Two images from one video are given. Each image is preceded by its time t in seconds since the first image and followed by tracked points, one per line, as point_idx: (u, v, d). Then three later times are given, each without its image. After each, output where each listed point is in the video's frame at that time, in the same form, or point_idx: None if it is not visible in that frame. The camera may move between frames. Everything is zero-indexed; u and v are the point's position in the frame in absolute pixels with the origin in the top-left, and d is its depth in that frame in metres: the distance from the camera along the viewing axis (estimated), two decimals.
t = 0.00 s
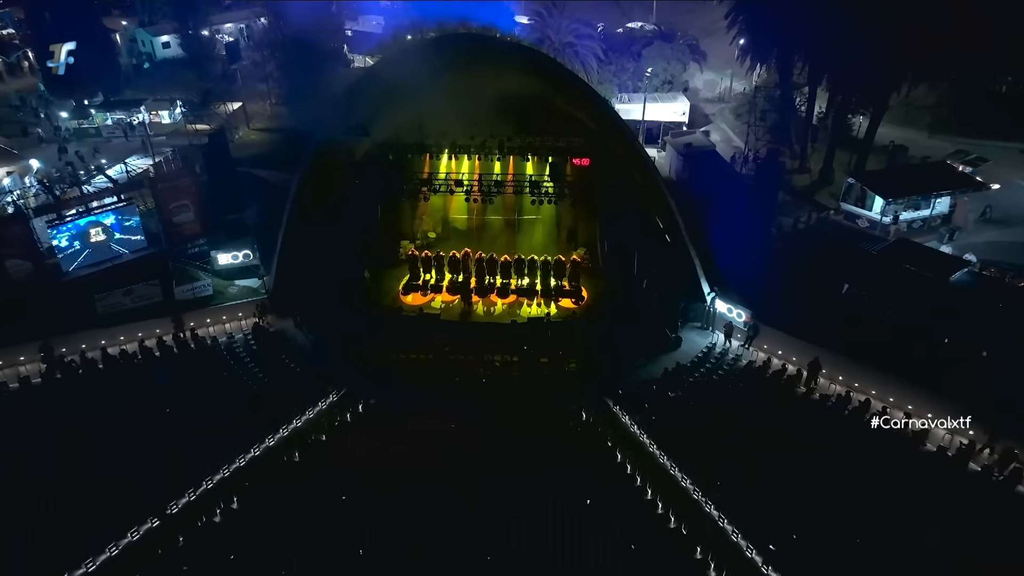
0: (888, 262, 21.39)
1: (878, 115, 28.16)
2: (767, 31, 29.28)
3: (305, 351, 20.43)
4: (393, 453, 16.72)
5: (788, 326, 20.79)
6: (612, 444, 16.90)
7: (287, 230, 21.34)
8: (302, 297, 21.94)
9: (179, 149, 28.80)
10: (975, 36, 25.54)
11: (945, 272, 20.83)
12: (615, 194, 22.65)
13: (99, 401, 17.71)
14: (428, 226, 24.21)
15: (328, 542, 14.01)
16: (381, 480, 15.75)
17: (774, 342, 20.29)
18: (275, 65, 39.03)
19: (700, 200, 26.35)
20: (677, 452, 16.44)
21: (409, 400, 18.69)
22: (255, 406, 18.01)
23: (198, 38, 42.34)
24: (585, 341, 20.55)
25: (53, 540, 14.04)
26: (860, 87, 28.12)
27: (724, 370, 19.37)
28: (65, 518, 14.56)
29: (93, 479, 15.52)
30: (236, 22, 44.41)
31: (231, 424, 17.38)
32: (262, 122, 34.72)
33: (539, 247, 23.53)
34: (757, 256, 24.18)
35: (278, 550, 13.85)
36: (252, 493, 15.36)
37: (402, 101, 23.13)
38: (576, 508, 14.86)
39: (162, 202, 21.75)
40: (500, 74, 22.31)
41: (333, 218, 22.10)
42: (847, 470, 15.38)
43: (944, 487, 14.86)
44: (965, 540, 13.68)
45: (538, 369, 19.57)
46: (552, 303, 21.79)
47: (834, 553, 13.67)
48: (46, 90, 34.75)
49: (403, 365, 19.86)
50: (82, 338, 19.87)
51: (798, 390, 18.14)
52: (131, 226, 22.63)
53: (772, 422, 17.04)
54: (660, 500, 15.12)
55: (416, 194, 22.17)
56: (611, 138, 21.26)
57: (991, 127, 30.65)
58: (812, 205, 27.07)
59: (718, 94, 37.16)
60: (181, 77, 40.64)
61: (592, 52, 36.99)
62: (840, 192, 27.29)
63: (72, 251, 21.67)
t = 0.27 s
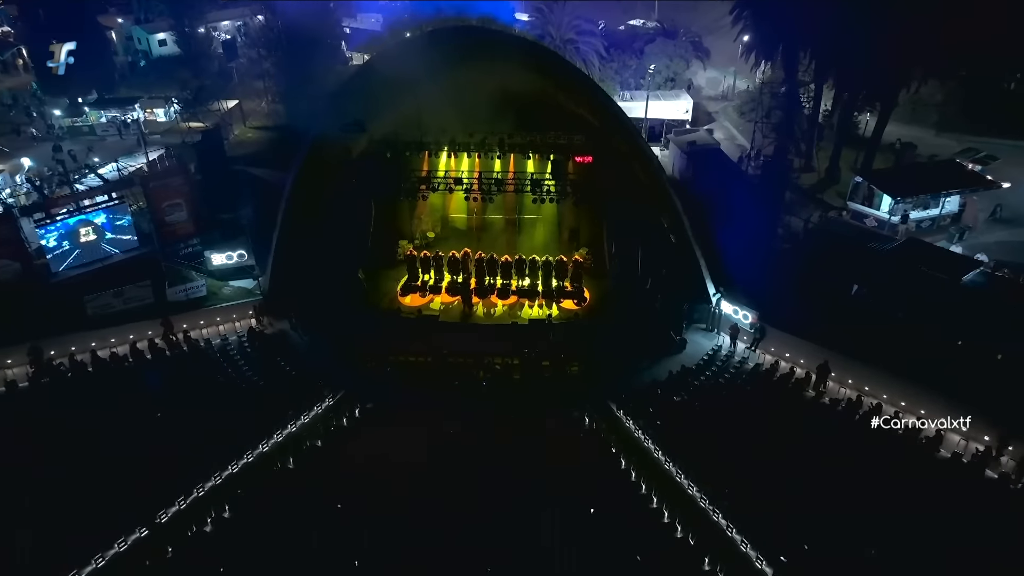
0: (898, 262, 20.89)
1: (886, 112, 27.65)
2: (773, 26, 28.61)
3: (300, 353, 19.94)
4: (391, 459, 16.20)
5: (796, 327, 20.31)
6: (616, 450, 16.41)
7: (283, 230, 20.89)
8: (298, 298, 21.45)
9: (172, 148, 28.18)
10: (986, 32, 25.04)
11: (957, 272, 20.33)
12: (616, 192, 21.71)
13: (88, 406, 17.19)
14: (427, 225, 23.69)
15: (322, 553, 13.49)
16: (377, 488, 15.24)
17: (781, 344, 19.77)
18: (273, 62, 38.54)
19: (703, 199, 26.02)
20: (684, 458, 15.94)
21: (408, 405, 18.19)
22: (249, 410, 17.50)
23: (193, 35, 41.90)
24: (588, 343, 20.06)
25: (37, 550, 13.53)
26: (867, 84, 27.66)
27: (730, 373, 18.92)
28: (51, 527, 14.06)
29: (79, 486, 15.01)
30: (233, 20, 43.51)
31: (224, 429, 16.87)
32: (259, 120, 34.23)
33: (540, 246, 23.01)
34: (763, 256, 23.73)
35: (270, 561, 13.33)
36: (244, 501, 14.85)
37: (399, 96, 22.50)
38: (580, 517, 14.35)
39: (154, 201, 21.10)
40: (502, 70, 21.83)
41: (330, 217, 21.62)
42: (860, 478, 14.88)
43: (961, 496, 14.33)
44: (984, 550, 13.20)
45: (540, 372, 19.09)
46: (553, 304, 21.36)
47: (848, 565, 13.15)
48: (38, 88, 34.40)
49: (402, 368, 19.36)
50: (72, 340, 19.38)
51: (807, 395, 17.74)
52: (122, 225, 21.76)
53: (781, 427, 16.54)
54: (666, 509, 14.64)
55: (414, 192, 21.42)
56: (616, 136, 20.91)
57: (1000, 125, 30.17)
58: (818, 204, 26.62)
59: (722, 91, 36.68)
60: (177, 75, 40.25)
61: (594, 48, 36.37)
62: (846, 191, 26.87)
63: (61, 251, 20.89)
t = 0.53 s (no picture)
0: (910, 262, 20.30)
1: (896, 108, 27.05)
2: (779, 20, 28.06)
3: (295, 357, 19.38)
4: (388, 468, 15.61)
5: (805, 330, 19.74)
6: (621, 457, 15.86)
7: (277, 229, 20.34)
8: (293, 300, 20.91)
9: (166, 145, 27.49)
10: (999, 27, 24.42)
11: (972, 273, 19.72)
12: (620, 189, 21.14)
13: (74, 411, 16.63)
14: (426, 224, 22.89)
15: (315, 568, 12.89)
16: (373, 498, 14.64)
17: (790, 347, 19.22)
18: (269, 59, 37.97)
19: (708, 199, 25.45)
20: (691, 466, 15.36)
21: (406, 410, 17.62)
22: (241, 416, 16.92)
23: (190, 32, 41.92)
24: (591, 346, 19.48)
25: (17, 564, 12.95)
26: (875, 81, 27.09)
27: (738, 378, 18.35)
28: (32, 540, 13.47)
29: (63, 496, 14.44)
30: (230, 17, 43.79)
31: (215, 435, 16.28)
32: (255, 118, 33.68)
33: (542, 246, 22.32)
34: (770, 257, 23.21)
35: None
36: (235, 512, 14.26)
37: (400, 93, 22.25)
38: (585, 530, 13.75)
39: (144, 200, 20.50)
40: (504, 66, 21.35)
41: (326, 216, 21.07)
42: (876, 488, 14.28)
43: (983, 507, 13.72)
44: (1010, 565, 12.57)
45: (542, 376, 18.54)
46: (556, 306, 20.84)
47: None
48: (30, 86, 34.04)
49: (399, 372, 18.79)
50: (59, 343, 18.84)
51: (818, 399, 17.16)
52: (112, 225, 21.12)
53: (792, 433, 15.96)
54: (674, 520, 14.08)
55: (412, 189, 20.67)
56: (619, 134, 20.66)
57: (1012, 122, 29.53)
58: (826, 203, 26.13)
59: (725, 89, 36.14)
60: (173, 72, 39.74)
61: (596, 45, 35.76)
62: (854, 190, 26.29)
63: (47, 252, 20.15)
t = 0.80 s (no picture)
0: (923, 262, 19.71)
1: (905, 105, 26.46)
2: (787, 15, 27.55)
3: (289, 361, 18.83)
4: (384, 477, 15.01)
5: (815, 333, 19.17)
6: (627, 465, 15.31)
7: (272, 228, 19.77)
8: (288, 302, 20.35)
9: (158, 143, 26.88)
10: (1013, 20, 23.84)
11: (988, 273, 19.11)
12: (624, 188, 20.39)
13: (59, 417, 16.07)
14: (424, 223, 22.38)
15: None
16: (369, 509, 14.04)
17: (800, 350, 18.67)
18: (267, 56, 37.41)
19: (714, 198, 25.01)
20: (699, 475, 14.78)
21: (403, 416, 17.05)
22: (233, 421, 16.36)
23: (186, 29, 41.51)
24: (594, 349, 18.88)
25: None
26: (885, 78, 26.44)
27: (746, 383, 17.79)
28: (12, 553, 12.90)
29: (46, 506, 13.86)
30: (226, 14, 43.45)
31: (205, 442, 15.70)
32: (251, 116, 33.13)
33: (544, 247, 21.80)
34: (778, 257, 22.67)
35: None
36: (224, 524, 13.68)
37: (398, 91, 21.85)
38: (590, 543, 13.16)
39: (134, 199, 19.78)
40: (506, 61, 20.76)
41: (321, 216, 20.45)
42: (894, 498, 13.67)
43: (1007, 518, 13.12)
44: None
45: (544, 380, 17.98)
46: (558, 308, 20.25)
47: None
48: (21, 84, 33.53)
49: (396, 376, 18.22)
50: (46, 347, 18.33)
51: (830, 405, 16.58)
52: (102, 224, 20.47)
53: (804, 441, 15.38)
54: (682, 531, 13.52)
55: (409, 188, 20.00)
56: (624, 131, 19.99)
57: None
58: (833, 203, 25.58)
59: (729, 86, 35.61)
60: (167, 68, 39.12)
61: (598, 42, 35.19)
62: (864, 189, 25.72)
63: (33, 253, 19.48)
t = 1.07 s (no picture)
0: (935, 262, 19.24)
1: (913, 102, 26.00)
2: (793, 12, 27.23)
3: (284, 364, 18.37)
4: (381, 484, 14.56)
5: (824, 335, 18.69)
6: (632, 472, 14.85)
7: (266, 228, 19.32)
8: (283, 304, 19.89)
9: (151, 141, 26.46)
10: None
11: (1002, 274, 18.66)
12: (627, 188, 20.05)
13: (46, 422, 15.60)
14: (423, 223, 21.97)
15: None
16: (365, 518, 13.58)
17: (808, 353, 18.22)
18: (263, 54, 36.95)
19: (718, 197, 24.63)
20: (706, 483, 14.35)
21: (400, 421, 16.58)
22: (225, 427, 15.89)
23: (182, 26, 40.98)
24: (597, 352, 18.43)
25: None
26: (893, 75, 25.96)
27: (753, 387, 17.35)
28: None
29: (30, 516, 13.39)
30: (223, 11, 43.02)
31: (195, 448, 15.23)
32: (247, 115, 32.72)
33: (545, 247, 21.35)
34: (783, 257, 22.26)
35: None
36: (215, 534, 13.22)
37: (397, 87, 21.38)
38: (594, 554, 12.71)
39: (124, 198, 19.34)
40: (504, 55, 19.80)
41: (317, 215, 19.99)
42: (909, 506, 13.21)
43: None
44: None
45: (545, 384, 17.49)
46: (560, 310, 19.77)
47: None
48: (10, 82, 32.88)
49: (393, 380, 17.77)
50: (33, 350, 17.86)
51: (841, 409, 16.06)
52: (93, 224, 20.09)
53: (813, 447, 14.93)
54: (690, 541, 13.10)
55: (403, 185, 19.22)
56: (628, 126, 19.03)
57: None
58: (840, 202, 25.08)
59: (732, 84, 35.16)
60: (161, 65, 38.70)
61: (599, 39, 34.73)
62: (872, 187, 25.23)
63: (20, 253, 18.87)
